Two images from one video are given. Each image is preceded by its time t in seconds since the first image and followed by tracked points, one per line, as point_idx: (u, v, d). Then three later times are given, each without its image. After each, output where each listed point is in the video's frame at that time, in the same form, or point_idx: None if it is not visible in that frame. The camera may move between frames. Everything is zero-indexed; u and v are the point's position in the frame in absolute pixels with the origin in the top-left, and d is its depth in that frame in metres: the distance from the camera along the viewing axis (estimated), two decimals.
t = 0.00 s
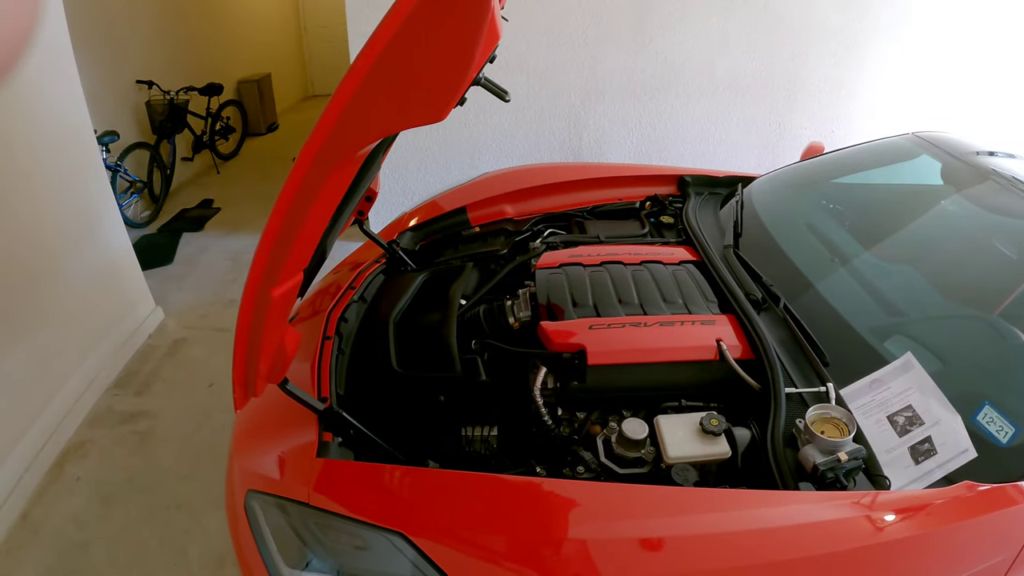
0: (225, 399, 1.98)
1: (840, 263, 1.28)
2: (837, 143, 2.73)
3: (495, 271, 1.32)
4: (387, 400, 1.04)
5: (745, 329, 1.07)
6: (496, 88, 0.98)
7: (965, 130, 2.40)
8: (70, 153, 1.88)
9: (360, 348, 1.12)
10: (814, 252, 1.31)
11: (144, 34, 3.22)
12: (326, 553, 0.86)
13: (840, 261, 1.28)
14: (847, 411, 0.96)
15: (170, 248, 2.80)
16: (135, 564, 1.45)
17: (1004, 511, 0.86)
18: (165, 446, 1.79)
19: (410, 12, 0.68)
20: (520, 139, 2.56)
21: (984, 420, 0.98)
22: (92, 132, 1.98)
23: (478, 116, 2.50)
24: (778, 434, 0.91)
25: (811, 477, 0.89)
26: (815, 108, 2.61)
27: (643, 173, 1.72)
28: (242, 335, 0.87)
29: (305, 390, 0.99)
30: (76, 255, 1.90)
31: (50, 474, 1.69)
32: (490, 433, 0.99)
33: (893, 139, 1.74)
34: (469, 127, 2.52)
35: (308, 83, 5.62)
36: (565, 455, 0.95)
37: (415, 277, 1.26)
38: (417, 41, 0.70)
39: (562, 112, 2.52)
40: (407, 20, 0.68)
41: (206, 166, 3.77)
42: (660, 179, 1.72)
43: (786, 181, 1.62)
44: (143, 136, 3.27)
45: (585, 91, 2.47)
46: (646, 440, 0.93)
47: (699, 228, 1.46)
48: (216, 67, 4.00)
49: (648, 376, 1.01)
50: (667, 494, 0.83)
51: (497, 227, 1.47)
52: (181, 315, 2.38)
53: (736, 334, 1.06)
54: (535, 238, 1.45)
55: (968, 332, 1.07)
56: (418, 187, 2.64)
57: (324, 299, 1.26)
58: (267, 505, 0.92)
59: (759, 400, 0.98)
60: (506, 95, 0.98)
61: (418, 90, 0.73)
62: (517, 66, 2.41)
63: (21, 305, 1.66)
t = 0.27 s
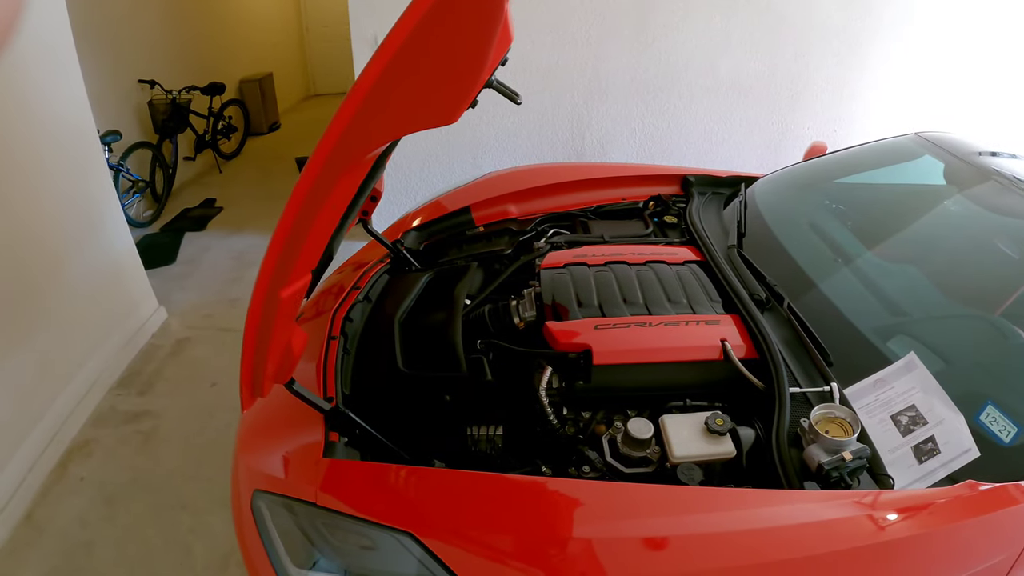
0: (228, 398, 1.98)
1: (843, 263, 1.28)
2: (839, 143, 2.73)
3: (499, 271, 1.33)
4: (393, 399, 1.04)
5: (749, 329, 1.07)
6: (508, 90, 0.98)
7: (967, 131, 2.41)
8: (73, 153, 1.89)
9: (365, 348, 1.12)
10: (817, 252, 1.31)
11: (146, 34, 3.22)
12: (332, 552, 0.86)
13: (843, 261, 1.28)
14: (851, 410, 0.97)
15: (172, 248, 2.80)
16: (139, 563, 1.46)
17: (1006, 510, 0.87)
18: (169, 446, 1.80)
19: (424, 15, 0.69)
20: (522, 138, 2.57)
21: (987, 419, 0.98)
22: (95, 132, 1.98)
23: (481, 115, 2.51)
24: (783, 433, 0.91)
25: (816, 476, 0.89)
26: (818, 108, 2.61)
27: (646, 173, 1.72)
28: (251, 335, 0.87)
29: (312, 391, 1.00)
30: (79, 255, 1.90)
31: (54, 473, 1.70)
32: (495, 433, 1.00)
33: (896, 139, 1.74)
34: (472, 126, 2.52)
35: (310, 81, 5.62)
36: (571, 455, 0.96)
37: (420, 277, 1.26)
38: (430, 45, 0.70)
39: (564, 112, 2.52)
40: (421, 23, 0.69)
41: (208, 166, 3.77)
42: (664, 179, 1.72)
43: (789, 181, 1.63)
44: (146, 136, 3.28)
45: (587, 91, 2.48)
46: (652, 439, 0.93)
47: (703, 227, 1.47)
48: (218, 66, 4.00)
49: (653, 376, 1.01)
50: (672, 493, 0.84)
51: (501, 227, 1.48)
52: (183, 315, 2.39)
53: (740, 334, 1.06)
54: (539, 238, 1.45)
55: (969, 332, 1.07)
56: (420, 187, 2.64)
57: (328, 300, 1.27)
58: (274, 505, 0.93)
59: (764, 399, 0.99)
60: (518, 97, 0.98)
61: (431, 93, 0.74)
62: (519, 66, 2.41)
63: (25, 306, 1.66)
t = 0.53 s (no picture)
0: (230, 398, 1.98)
1: (847, 263, 1.29)
2: (842, 143, 2.73)
3: (504, 271, 1.33)
4: (398, 399, 1.04)
5: (754, 329, 1.07)
6: (522, 92, 0.98)
7: (970, 131, 2.40)
8: (76, 152, 1.89)
9: (370, 347, 1.12)
10: (821, 252, 1.32)
11: (148, 34, 3.22)
12: (338, 551, 0.86)
13: (847, 261, 1.28)
14: (856, 410, 0.97)
15: (174, 247, 2.80)
16: (143, 562, 1.46)
17: (1008, 509, 0.87)
18: (172, 445, 1.80)
19: (436, 18, 0.69)
20: (525, 138, 2.57)
21: (990, 419, 0.98)
22: (98, 131, 1.98)
23: (483, 115, 2.51)
24: (788, 432, 0.92)
25: (821, 475, 0.89)
26: (821, 108, 2.61)
27: (650, 173, 1.72)
28: (259, 334, 0.88)
29: (317, 390, 1.00)
30: (82, 254, 1.90)
31: (57, 472, 1.70)
32: (500, 432, 1.02)
33: (899, 139, 1.74)
34: (475, 125, 2.52)
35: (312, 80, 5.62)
36: (576, 454, 0.97)
37: (424, 277, 1.26)
38: (442, 47, 0.70)
39: (567, 112, 2.52)
40: (433, 25, 0.69)
41: (209, 165, 3.77)
42: (667, 178, 1.72)
43: (792, 181, 1.63)
44: (147, 135, 3.28)
45: (590, 90, 2.48)
46: (657, 439, 0.94)
47: (706, 227, 1.47)
48: (219, 65, 4.00)
49: (658, 376, 1.01)
50: (677, 493, 0.84)
51: (505, 227, 1.48)
52: (186, 314, 2.39)
53: (745, 334, 1.06)
54: (543, 237, 1.45)
55: (973, 332, 1.07)
56: (423, 186, 2.64)
57: (332, 299, 1.27)
58: (279, 504, 0.93)
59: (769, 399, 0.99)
60: (529, 99, 0.98)
61: (442, 96, 0.74)
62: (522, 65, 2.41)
63: (27, 305, 1.67)
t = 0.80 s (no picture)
0: (227, 396, 1.97)
1: (846, 258, 1.27)
2: (841, 140, 2.72)
3: (499, 267, 1.32)
4: (392, 395, 1.03)
5: (751, 324, 1.06)
6: (507, 76, 0.97)
7: (970, 128, 2.40)
8: (73, 149, 1.88)
9: (364, 343, 1.11)
10: (820, 248, 1.30)
11: (146, 31, 3.21)
12: (330, 549, 0.85)
13: (846, 256, 1.27)
14: (855, 406, 0.96)
15: (171, 246, 2.79)
16: (138, 561, 1.45)
17: (1010, 507, 0.86)
18: (168, 443, 1.79)
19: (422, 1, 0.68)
20: (523, 135, 2.56)
21: (992, 415, 0.97)
22: (95, 128, 1.97)
23: (480, 111, 2.49)
24: (786, 428, 0.90)
25: (820, 471, 0.88)
26: (819, 105, 2.61)
27: (647, 168, 1.71)
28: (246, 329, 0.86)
29: (310, 386, 0.98)
30: (79, 252, 1.89)
31: (53, 471, 1.69)
32: (495, 429, 1.00)
33: (898, 134, 1.73)
34: (472, 122, 2.51)
35: (310, 79, 5.61)
36: (571, 451, 0.95)
37: (419, 273, 1.25)
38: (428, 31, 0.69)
39: (565, 108, 2.51)
40: (419, 9, 0.68)
41: (207, 163, 3.76)
42: (665, 174, 1.71)
43: (791, 177, 1.62)
44: (145, 133, 3.26)
45: (587, 87, 2.46)
46: (653, 435, 0.93)
47: (704, 223, 1.46)
48: (217, 64, 3.99)
49: (655, 372, 1.00)
50: (675, 490, 0.83)
51: (501, 223, 1.47)
52: (183, 313, 2.38)
53: (743, 329, 1.05)
54: (539, 233, 1.45)
55: (974, 327, 1.06)
56: (420, 183, 2.63)
57: (327, 296, 1.25)
58: (271, 501, 0.92)
59: (767, 394, 0.98)
60: (517, 83, 0.97)
61: (428, 81, 0.73)
62: (519, 62, 2.40)
63: (24, 303, 1.66)
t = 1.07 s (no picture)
0: (226, 396, 1.97)
1: (845, 257, 1.27)
2: (839, 138, 2.72)
3: (499, 266, 1.32)
4: (391, 395, 1.03)
5: (751, 323, 1.06)
6: (508, 76, 0.97)
7: (969, 127, 2.40)
8: (71, 149, 1.87)
9: (363, 344, 1.11)
10: (819, 247, 1.30)
11: (144, 32, 3.21)
12: (330, 550, 0.85)
13: (845, 255, 1.27)
14: (855, 405, 0.96)
15: (169, 246, 2.78)
16: (138, 562, 1.45)
17: (1009, 505, 0.86)
18: (167, 444, 1.78)
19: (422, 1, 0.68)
20: (522, 134, 2.55)
21: (992, 413, 0.97)
22: (93, 129, 1.97)
23: (479, 111, 2.49)
24: (786, 427, 0.90)
25: (820, 471, 0.88)
26: (818, 104, 2.61)
27: (646, 168, 1.71)
28: (245, 329, 0.86)
29: (309, 387, 0.98)
30: (77, 253, 1.89)
31: (52, 471, 1.69)
32: (495, 428, 1.00)
33: (898, 133, 1.73)
34: (470, 122, 2.51)
35: (308, 79, 5.60)
36: (571, 451, 0.95)
37: (419, 273, 1.25)
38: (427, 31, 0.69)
39: (563, 108, 2.51)
40: (418, 8, 0.67)
41: (205, 163, 3.76)
42: (664, 173, 1.71)
43: (790, 175, 1.62)
44: (143, 133, 3.26)
45: (585, 86, 2.46)
46: (654, 435, 0.92)
47: (703, 222, 1.46)
48: (215, 64, 3.99)
49: (655, 371, 1.00)
50: (675, 489, 0.83)
51: (500, 222, 1.47)
52: (181, 313, 2.37)
53: (743, 328, 1.05)
54: (538, 233, 1.44)
55: (974, 326, 1.06)
56: (418, 183, 2.63)
57: (326, 296, 1.25)
58: (271, 503, 0.91)
59: (767, 393, 0.98)
60: (517, 84, 0.97)
61: (428, 81, 0.73)
62: (518, 61, 2.39)
63: (23, 304, 1.65)
